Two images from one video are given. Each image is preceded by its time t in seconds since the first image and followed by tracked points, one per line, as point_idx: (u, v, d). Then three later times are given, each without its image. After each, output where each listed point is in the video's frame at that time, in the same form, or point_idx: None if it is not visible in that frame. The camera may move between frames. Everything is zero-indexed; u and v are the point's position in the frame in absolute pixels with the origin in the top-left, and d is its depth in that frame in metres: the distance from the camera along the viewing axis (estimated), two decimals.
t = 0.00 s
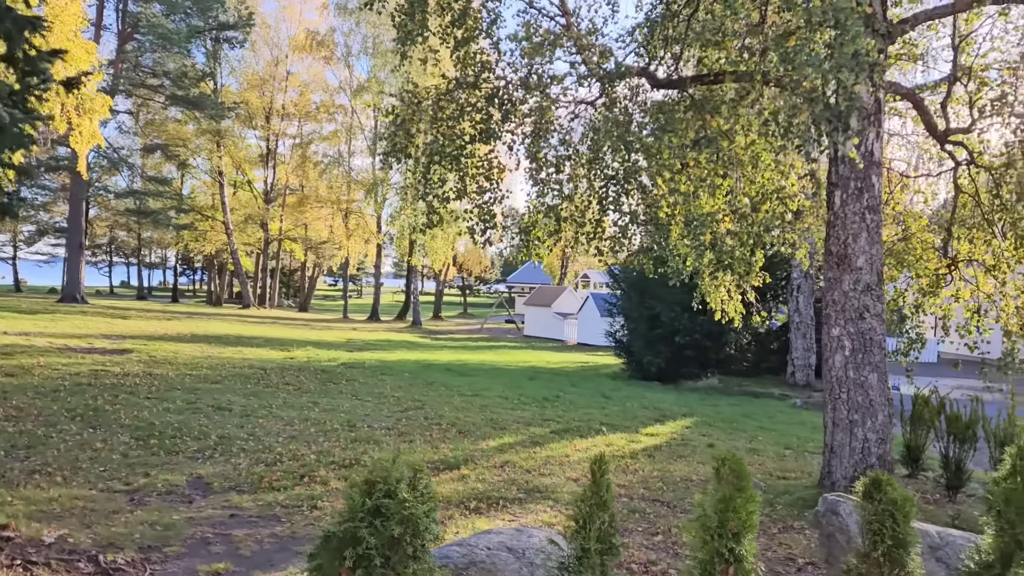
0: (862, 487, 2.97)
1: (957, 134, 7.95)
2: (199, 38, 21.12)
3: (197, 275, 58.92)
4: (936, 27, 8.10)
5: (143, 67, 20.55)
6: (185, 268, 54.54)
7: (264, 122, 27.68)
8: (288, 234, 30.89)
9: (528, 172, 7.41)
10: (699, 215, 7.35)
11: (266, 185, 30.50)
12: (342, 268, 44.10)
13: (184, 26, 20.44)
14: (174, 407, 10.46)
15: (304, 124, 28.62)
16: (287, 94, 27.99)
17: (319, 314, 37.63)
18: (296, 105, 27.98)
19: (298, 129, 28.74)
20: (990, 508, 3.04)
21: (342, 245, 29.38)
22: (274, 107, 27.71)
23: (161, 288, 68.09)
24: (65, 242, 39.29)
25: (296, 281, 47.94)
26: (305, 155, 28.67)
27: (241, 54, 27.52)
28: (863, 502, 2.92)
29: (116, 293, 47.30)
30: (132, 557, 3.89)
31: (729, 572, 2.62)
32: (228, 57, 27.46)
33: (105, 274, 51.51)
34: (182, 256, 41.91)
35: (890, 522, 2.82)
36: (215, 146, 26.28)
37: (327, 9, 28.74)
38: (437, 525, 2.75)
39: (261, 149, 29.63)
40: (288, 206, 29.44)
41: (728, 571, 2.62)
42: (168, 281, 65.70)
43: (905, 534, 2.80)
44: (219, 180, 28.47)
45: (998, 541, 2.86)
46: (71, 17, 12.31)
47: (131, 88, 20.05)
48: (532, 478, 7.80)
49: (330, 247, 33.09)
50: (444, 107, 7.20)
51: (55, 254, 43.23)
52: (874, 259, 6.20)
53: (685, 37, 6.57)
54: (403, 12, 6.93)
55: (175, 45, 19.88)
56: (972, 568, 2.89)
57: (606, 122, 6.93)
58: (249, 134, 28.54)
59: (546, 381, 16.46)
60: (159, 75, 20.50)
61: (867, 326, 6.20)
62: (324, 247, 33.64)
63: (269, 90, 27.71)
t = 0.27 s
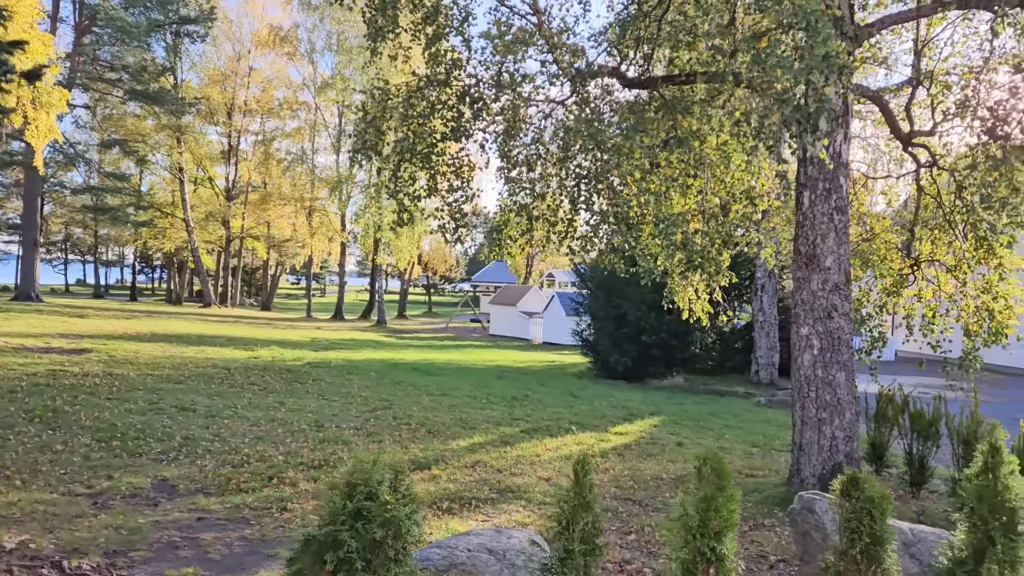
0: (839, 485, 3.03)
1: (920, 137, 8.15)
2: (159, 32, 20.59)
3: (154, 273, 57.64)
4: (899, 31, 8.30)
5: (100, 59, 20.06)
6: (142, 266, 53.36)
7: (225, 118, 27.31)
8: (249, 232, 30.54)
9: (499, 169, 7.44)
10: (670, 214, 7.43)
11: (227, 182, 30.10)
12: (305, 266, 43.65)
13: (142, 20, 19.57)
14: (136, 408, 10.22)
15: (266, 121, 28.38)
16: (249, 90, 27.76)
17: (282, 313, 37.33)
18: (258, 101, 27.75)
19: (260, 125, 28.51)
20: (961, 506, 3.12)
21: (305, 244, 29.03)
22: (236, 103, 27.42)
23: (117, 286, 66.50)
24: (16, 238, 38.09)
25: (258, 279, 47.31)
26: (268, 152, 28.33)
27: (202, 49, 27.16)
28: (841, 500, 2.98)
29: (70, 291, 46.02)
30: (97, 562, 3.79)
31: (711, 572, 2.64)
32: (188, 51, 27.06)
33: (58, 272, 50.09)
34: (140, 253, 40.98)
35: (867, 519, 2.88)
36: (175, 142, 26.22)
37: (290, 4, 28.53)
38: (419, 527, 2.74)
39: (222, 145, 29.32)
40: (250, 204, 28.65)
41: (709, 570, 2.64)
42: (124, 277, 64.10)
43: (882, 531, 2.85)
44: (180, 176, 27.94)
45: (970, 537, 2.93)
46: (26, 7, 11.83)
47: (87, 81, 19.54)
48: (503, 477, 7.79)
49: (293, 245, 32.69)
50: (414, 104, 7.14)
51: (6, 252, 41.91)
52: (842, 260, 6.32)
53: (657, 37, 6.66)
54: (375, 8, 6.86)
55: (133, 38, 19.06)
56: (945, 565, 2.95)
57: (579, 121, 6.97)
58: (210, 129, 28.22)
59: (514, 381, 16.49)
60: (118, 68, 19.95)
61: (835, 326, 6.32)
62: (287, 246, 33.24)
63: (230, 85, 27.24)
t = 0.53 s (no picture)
0: (822, 485, 3.08)
1: (888, 140, 8.33)
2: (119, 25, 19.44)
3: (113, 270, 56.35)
4: (867, 36, 8.46)
5: (58, 52, 18.65)
6: (100, 264, 52.15)
7: (185, 113, 26.98)
8: (212, 230, 30.20)
9: (473, 168, 7.45)
10: (644, 214, 7.50)
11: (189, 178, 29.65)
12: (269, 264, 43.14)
13: (101, 14, 18.59)
14: (101, 410, 10.00)
15: (229, 117, 28.23)
16: (212, 85, 27.48)
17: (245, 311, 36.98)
18: (221, 96, 27.54)
19: (223, 121, 28.37)
20: (937, 504, 3.20)
21: (268, 241, 29.02)
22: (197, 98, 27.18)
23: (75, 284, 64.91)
24: None
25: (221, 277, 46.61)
26: (231, 149, 28.43)
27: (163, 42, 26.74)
28: (824, 499, 3.03)
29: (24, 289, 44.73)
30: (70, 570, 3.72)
31: (699, 572, 2.68)
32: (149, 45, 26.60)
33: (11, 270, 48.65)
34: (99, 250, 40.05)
35: (850, 518, 2.93)
36: (135, 137, 25.79)
37: None
38: (410, 531, 2.74)
39: (183, 141, 28.93)
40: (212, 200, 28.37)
41: (698, 570, 2.68)
42: (81, 274, 62.60)
43: (864, 529, 2.91)
44: (139, 172, 27.36)
45: (948, 534, 3.01)
46: None
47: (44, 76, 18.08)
48: (479, 478, 7.79)
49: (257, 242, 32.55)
50: (388, 102, 7.05)
51: None
52: (814, 260, 6.45)
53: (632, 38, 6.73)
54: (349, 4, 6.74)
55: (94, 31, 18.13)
56: (923, 562, 3.03)
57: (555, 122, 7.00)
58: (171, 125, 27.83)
59: (485, 380, 16.49)
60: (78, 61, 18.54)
61: (807, 325, 6.44)
62: (251, 243, 32.83)
63: (192, 80, 27.18)
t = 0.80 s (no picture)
0: (809, 485, 3.14)
1: (859, 144, 8.51)
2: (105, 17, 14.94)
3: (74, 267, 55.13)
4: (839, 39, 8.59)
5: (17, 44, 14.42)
6: (61, 260, 50.96)
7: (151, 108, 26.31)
8: (178, 227, 29.79)
9: (452, 168, 7.47)
10: (625, 216, 7.58)
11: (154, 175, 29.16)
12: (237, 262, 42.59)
13: (65, 5, 14.19)
14: (71, 412, 9.82)
15: (196, 113, 27.84)
16: (178, 79, 27.10)
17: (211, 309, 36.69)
18: (186, 91, 27.17)
19: (189, 117, 27.94)
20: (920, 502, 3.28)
21: (236, 239, 28.74)
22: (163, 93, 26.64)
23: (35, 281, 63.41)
24: None
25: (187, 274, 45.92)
26: (197, 145, 27.79)
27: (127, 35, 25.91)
28: (812, 498, 3.09)
29: None
30: None
31: (692, 572, 2.72)
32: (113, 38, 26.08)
33: None
34: (61, 247, 39.19)
35: (837, 516, 2.99)
36: (99, 132, 25.36)
37: None
38: (409, 538, 2.77)
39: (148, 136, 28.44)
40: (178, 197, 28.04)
41: (691, 570, 2.73)
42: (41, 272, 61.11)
43: (851, 527, 2.98)
44: (102, 168, 26.84)
45: (930, 531, 3.09)
46: None
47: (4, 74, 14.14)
48: (460, 478, 7.79)
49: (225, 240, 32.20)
50: (368, 101, 7.13)
51: None
52: (791, 262, 6.55)
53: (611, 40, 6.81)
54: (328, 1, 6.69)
55: (56, 24, 13.77)
56: (908, 561, 3.09)
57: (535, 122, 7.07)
58: (135, 120, 27.36)
59: (458, 379, 16.51)
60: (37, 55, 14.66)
61: (784, 326, 6.55)
62: (218, 241, 32.43)
63: (157, 75, 26.67)
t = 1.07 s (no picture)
0: (800, 485, 3.20)
1: (837, 145, 8.68)
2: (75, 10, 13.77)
3: (39, 263, 54.03)
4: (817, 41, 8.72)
5: None
6: (25, 257, 49.91)
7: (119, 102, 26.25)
8: (148, 223, 29.53)
9: (436, 168, 7.46)
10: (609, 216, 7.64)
11: (124, 170, 28.82)
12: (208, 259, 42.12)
13: None
14: (46, 413, 9.68)
15: (167, 108, 27.53)
16: (148, 74, 26.94)
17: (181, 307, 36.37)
18: (157, 86, 26.96)
19: (159, 112, 27.66)
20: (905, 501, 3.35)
21: (208, 236, 28.50)
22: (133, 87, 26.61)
23: None
24: None
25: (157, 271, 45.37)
26: (169, 140, 27.40)
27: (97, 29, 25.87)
28: (802, 498, 3.16)
29: None
30: None
31: (687, 572, 2.78)
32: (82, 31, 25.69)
33: None
34: (26, 243, 38.41)
35: (828, 516, 3.06)
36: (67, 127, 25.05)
37: None
38: (411, 542, 2.81)
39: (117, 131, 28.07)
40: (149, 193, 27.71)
41: (686, 570, 2.78)
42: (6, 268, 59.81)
43: (840, 526, 3.05)
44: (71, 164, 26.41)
45: (916, 530, 3.14)
46: None
47: None
48: (443, 478, 7.80)
49: (197, 236, 31.89)
50: (352, 100, 7.11)
51: None
52: (772, 263, 6.65)
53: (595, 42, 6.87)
54: None
55: (20, 16, 12.40)
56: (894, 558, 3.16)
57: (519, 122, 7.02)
58: (104, 115, 27.00)
59: (436, 377, 16.51)
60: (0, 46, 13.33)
61: (765, 326, 6.65)
62: (189, 237, 32.11)
63: (127, 69, 26.44)
